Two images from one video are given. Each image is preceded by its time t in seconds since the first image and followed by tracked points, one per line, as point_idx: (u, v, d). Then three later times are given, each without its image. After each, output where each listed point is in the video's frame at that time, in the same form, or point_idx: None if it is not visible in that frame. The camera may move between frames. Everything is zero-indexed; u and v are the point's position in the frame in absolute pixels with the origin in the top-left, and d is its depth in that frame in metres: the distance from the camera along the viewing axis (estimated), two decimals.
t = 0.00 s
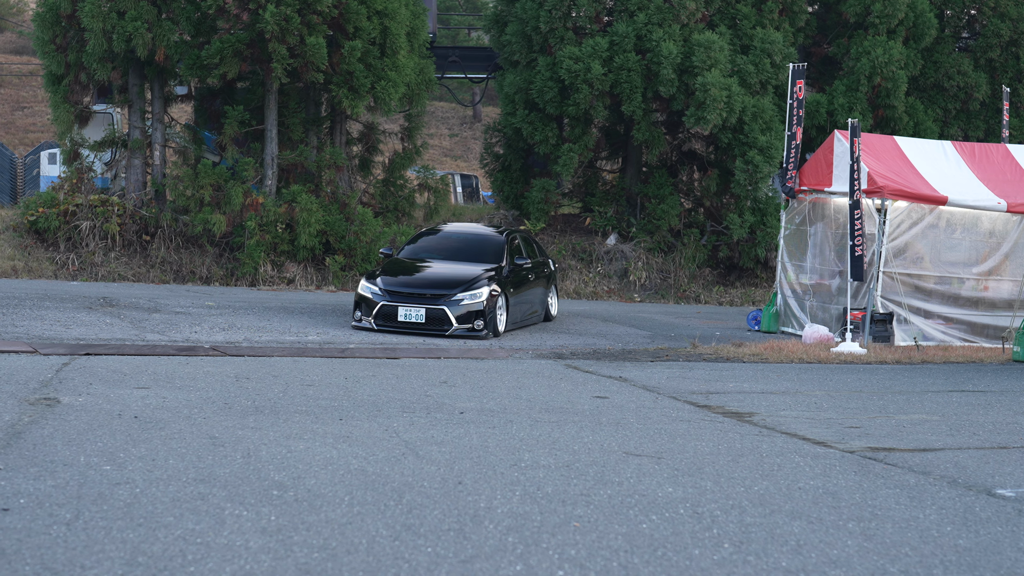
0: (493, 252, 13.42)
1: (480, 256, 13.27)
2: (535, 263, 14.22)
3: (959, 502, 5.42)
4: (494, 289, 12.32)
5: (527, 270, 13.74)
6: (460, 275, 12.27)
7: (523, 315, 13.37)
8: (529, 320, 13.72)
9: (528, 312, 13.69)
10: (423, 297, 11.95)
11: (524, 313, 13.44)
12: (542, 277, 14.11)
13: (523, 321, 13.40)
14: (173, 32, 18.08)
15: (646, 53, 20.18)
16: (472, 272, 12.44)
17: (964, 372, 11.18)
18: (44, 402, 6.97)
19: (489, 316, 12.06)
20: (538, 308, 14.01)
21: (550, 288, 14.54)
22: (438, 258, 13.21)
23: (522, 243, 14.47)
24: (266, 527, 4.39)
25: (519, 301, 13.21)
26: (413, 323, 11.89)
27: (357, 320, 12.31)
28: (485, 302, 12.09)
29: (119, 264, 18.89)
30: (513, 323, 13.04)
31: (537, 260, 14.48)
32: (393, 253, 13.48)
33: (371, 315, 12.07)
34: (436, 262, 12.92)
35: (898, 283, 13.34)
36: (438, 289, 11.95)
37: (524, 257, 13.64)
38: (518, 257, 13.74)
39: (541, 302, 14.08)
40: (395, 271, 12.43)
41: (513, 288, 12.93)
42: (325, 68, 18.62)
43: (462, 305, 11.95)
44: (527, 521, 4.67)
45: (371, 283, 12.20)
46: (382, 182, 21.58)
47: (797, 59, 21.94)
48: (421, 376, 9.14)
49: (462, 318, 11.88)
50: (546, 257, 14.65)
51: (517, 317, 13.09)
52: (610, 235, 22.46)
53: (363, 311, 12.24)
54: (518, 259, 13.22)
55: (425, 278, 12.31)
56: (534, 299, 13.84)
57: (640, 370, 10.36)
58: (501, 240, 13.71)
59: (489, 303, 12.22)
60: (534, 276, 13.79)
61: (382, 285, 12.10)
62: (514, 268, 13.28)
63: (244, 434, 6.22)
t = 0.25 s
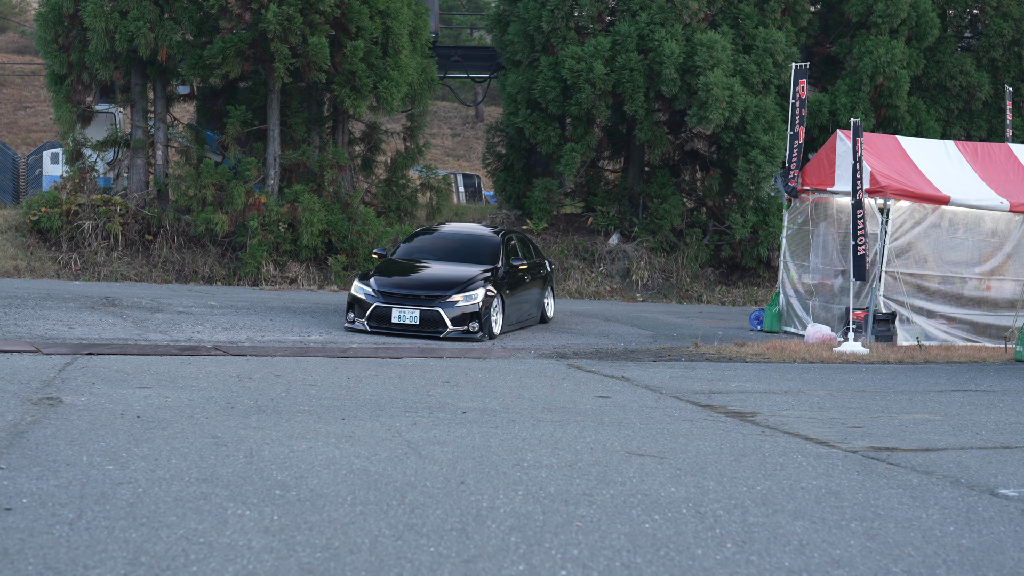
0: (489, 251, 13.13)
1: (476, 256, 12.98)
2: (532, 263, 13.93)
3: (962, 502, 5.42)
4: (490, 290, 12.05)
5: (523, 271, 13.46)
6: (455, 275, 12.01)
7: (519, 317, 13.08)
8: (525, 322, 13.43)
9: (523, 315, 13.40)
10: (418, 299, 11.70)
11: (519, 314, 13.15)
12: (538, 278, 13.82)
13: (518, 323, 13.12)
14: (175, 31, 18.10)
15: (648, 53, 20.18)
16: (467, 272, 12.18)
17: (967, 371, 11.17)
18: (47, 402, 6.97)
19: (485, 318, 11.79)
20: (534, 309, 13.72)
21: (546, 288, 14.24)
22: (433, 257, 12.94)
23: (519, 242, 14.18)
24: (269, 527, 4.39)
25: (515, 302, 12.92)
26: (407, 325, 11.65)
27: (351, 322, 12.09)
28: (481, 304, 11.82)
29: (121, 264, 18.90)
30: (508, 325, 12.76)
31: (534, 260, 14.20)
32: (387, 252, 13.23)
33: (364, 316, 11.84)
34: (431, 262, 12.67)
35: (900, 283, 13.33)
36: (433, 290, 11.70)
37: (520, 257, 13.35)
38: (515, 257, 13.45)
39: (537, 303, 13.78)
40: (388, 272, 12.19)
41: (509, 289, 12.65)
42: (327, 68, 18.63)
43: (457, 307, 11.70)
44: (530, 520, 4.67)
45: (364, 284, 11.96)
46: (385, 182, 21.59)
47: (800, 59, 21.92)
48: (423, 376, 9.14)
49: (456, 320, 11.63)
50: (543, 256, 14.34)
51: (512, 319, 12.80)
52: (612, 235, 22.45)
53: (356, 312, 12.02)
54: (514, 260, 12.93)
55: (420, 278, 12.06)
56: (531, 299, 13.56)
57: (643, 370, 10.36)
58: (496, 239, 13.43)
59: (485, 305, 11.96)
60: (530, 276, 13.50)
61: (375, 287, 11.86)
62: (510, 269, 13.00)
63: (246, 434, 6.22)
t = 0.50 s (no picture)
0: (483, 253, 12.94)
1: (469, 258, 12.78)
2: (527, 265, 13.72)
3: (964, 502, 5.42)
4: (482, 293, 11.86)
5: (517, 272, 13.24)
6: (447, 278, 11.83)
7: (513, 319, 12.86)
8: (519, 324, 13.21)
9: (517, 317, 13.17)
10: (409, 301, 11.50)
11: (514, 316, 12.94)
12: (534, 280, 13.61)
13: (512, 326, 12.90)
14: (178, 31, 18.11)
15: (650, 53, 20.17)
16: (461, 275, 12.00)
17: (969, 372, 11.16)
18: (49, 402, 6.98)
19: (478, 320, 11.59)
20: (529, 312, 13.49)
21: (542, 291, 14.02)
22: (426, 260, 12.76)
23: (514, 243, 13.99)
24: (271, 527, 4.39)
25: (509, 305, 12.70)
26: (399, 327, 11.44)
27: (341, 325, 11.89)
28: (474, 306, 11.63)
29: (123, 264, 18.92)
30: (502, 328, 12.54)
31: (529, 262, 14.00)
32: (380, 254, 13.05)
33: (355, 319, 11.63)
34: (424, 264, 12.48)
35: (903, 283, 13.33)
36: (425, 292, 11.51)
37: (515, 259, 13.14)
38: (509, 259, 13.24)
39: (533, 305, 13.56)
40: (380, 274, 11.99)
41: (503, 292, 12.43)
42: (330, 68, 18.63)
43: (449, 309, 11.50)
44: (532, 521, 4.67)
45: (356, 285, 11.76)
46: (387, 182, 21.60)
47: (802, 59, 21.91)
48: (426, 376, 9.14)
49: (449, 322, 11.42)
50: (538, 258, 14.13)
51: (507, 321, 12.59)
52: (615, 235, 22.46)
53: (347, 314, 11.82)
54: (508, 261, 12.72)
55: (412, 281, 11.86)
56: (525, 302, 13.35)
57: (645, 370, 10.36)
58: (491, 240, 13.24)
59: (477, 307, 11.77)
60: (524, 278, 13.29)
61: (367, 288, 11.66)
62: (504, 270, 12.80)
63: (248, 434, 6.22)
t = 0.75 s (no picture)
0: (476, 254, 12.68)
1: (463, 259, 12.53)
2: (521, 266, 13.45)
3: (967, 502, 5.41)
4: (475, 295, 11.60)
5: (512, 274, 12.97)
6: (440, 279, 11.57)
7: (507, 321, 12.60)
8: (513, 326, 12.94)
9: (512, 319, 12.91)
10: (401, 303, 11.22)
11: (508, 318, 12.68)
12: (529, 281, 13.36)
13: (506, 328, 12.63)
14: (181, 32, 18.13)
15: (653, 53, 20.17)
16: (454, 276, 11.74)
17: (972, 372, 11.16)
18: (52, 402, 7.00)
19: (470, 322, 11.32)
20: (523, 313, 13.22)
21: (537, 293, 13.75)
22: (419, 261, 12.49)
23: (509, 243, 13.73)
24: (274, 527, 4.40)
25: (503, 307, 12.45)
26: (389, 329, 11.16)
27: (332, 326, 11.65)
28: (466, 308, 11.36)
29: (126, 264, 18.95)
30: (496, 331, 12.29)
31: (524, 263, 13.73)
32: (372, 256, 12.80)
33: (345, 321, 11.37)
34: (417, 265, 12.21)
35: (905, 283, 13.32)
36: (416, 294, 11.23)
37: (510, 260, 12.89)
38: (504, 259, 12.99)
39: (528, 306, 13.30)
40: (371, 276, 11.72)
41: (496, 293, 12.18)
42: (332, 68, 18.64)
43: (441, 311, 11.22)
44: (535, 521, 4.67)
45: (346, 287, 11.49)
46: (389, 182, 21.61)
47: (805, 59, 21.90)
48: (428, 376, 9.15)
49: (440, 325, 11.14)
50: (534, 259, 13.88)
51: (500, 324, 12.34)
52: (617, 235, 22.46)
53: (338, 316, 11.57)
54: (502, 262, 12.45)
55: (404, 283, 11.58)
56: (520, 303, 13.08)
57: (647, 370, 10.37)
58: (486, 241, 12.98)
59: (470, 309, 11.50)
60: (519, 279, 13.02)
61: (357, 290, 11.38)
62: (498, 272, 12.53)
63: (251, 434, 6.24)
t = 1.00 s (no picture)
0: (470, 255, 12.43)
1: (456, 260, 12.27)
2: (516, 268, 13.20)
3: (970, 502, 5.41)
4: (470, 296, 11.35)
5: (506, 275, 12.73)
6: (433, 280, 11.31)
7: (503, 323, 12.35)
8: (508, 328, 12.68)
9: (508, 320, 12.65)
10: (394, 303, 10.92)
11: (503, 320, 12.43)
12: (524, 281, 13.10)
13: (500, 330, 12.37)
14: (183, 32, 18.15)
15: (656, 53, 20.16)
16: (448, 277, 11.49)
17: (975, 372, 11.15)
18: (55, 402, 7.01)
19: (465, 324, 11.07)
20: (519, 315, 12.95)
21: (532, 294, 13.48)
22: (412, 262, 12.24)
23: (504, 244, 13.48)
24: (277, 527, 4.41)
25: (499, 308, 12.20)
26: (382, 331, 10.86)
27: (324, 329, 11.36)
28: (460, 309, 11.09)
29: (129, 264, 18.97)
30: (491, 333, 12.03)
31: (520, 264, 13.47)
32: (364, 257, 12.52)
33: (337, 323, 11.08)
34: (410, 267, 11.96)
35: (909, 283, 13.30)
36: (410, 295, 10.95)
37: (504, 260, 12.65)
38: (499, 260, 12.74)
39: (524, 308, 13.05)
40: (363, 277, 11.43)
41: (491, 295, 11.93)
42: (335, 68, 18.65)
43: (435, 312, 10.95)
44: (538, 521, 4.67)
45: (339, 288, 11.20)
46: (392, 182, 21.62)
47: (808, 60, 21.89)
48: (431, 376, 9.17)
49: (434, 326, 10.87)
50: (530, 259, 13.64)
51: (496, 326, 12.08)
52: (620, 235, 22.47)
53: (330, 318, 11.28)
54: (496, 263, 12.20)
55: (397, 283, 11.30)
56: (515, 305, 12.82)
57: (650, 370, 10.37)
58: (481, 242, 12.75)
59: (465, 310, 11.23)
60: (514, 280, 12.76)
61: (349, 291, 11.09)
62: (492, 273, 12.28)
63: (254, 434, 6.24)
